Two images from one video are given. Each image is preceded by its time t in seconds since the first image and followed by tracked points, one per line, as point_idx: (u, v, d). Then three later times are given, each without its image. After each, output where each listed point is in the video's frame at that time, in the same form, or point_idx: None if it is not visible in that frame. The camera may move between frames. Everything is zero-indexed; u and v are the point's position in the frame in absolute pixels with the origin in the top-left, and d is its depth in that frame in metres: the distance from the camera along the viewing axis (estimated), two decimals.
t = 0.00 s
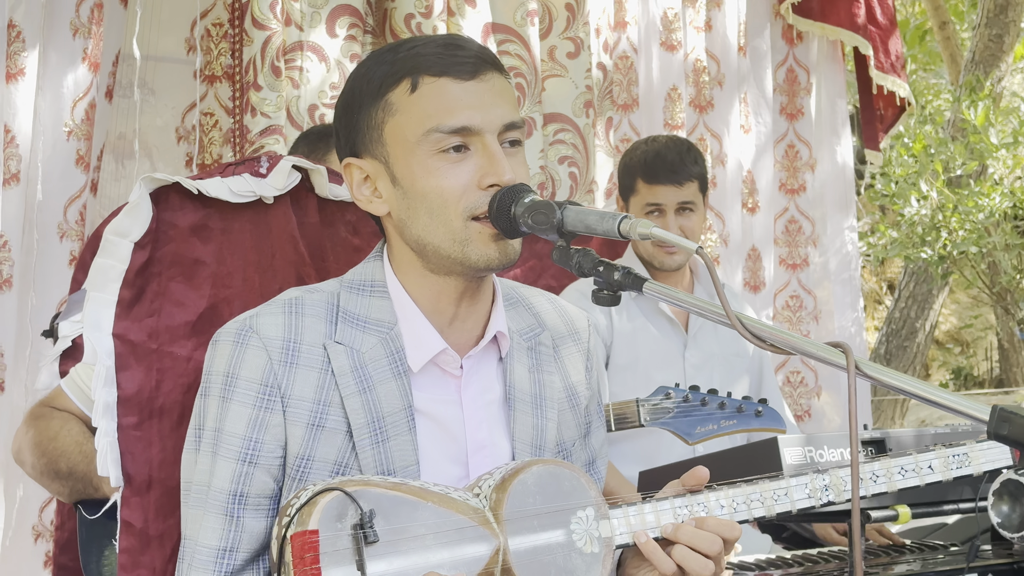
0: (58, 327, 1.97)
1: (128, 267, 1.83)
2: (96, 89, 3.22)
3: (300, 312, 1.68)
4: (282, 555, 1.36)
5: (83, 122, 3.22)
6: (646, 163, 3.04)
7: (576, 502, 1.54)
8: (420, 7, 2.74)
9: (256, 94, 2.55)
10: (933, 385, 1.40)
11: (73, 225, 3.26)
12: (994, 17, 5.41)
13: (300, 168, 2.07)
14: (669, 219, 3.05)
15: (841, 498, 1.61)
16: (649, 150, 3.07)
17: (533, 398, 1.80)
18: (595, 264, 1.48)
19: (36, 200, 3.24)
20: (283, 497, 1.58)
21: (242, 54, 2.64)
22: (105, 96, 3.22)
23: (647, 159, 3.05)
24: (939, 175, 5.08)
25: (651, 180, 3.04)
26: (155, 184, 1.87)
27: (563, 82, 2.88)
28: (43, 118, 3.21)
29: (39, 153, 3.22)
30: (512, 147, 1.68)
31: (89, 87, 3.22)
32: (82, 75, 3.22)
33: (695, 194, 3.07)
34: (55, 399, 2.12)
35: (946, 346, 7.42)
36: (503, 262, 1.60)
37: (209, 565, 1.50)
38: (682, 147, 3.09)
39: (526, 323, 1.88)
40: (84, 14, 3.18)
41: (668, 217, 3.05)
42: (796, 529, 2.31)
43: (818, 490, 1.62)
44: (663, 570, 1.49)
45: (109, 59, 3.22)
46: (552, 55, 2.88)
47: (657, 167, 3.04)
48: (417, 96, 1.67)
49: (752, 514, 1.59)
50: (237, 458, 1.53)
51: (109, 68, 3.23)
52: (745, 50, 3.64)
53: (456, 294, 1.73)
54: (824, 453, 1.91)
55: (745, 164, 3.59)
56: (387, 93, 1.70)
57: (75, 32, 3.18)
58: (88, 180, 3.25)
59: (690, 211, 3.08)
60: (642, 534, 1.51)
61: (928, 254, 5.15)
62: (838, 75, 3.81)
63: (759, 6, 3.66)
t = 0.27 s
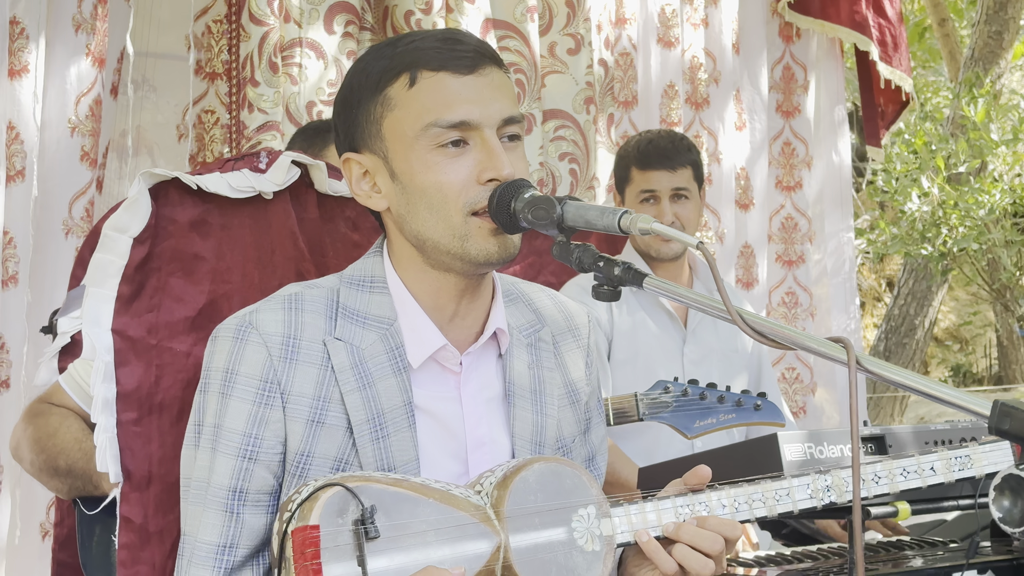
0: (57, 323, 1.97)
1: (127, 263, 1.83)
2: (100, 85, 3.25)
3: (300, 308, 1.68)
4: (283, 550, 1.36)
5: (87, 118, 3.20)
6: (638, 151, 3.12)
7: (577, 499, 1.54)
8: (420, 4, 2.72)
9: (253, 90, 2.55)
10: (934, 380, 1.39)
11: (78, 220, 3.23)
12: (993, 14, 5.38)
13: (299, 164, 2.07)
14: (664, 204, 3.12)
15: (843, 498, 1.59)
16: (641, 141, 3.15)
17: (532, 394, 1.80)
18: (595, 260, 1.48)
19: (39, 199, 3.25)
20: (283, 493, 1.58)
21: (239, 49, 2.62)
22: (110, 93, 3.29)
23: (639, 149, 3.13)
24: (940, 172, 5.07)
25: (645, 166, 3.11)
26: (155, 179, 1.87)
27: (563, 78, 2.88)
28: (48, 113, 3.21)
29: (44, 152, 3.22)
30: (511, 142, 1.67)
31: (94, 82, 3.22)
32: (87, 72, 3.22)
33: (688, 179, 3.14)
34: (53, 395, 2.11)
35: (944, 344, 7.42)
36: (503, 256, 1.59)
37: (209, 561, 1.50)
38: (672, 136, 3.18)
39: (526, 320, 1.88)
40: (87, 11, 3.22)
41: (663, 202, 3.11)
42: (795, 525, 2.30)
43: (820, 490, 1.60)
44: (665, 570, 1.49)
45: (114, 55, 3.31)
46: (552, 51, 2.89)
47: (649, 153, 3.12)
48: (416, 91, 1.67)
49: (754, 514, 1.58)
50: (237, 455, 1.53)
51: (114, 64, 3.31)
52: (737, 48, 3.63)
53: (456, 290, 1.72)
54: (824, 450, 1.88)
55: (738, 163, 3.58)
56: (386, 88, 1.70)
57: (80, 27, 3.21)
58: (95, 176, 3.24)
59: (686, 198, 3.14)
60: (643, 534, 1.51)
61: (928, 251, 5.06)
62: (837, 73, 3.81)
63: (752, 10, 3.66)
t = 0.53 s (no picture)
0: (54, 320, 1.96)
1: (125, 260, 1.83)
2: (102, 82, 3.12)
3: (297, 305, 1.68)
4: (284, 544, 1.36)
5: (88, 116, 3.11)
6: (649, 151, 3.04)
7: (577, 501, 1.54)
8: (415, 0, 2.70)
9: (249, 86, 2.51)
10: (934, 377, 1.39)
11: (78, 218, 3.14)
12: (992, 10, 5.40)
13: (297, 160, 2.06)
14: (672, 205, 3.02)
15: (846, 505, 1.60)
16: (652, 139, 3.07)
17: (530, 392, 1.80)
18: (593, 256, 1.48)
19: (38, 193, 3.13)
20: (280, 491, 1.57)
21: (235, 45, 2.60)
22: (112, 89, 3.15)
23: (650, 148, 3.05)
24: (938, 168, 5.08)
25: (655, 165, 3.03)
26: (152, 176, 1.86)
27: (561, 75, 2.87)
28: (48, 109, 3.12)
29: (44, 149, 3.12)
30: (509, 138, 1.67)
31: (96, 78, 3.11)
32: (89, 68, 3.11)
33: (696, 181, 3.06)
34: (49, 394, 2.10)
35: (943, 340, 7.44)
36: (501, 252, 1.59)
37: (206, 559, 1.50)
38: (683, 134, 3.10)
39: (523, 317, 1.87)
40: (87, 7, 3.10)
41: (671, 203, 3.02)
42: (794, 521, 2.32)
43: (823, 497, 1.61)
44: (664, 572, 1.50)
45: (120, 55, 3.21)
46: (550, 48, 2.88)
47: (660, 152, 3.04)
48: (413, 87, 1.66)
49: (755, 520, 1.58)
50: (234, 452, 1.53)
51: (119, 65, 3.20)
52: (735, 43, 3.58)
53: (454, 287, 1.72)
54: (824, 447, 1.81)
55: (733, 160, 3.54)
56: (383, 85, 1.70)
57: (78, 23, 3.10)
58: (97, 173, 3.15)
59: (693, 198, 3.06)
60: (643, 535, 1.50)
61: (927, 248, 5.09)
62: (843, 71, 3.79)
63: (749, 13, 3.63)
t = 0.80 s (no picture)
0: (55, 320, 1.96)
1: (126, 260, 1.83)
2: (105, 82, 3.02)
3: (299, 305, 1.67)
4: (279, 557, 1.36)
5: (89, 116, 3.02)
6: (676, 170, 3.00)
7: (571, 490, 1.54)
8: None
9: (249, 85, 2.51)
10: (934, 374, 1.39)
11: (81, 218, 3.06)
12: (990, 9, 5.43)
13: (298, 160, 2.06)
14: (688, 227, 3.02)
15: (837, 465, 1.61)
16: (681, 157, 3.02)
17: (532, 391, 1.80)
18: (595, 255, 1.48)
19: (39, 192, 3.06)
20: (282, 491, 1.58)
21: (235, 44, 2.59)
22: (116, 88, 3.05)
23: (680, 166, 3.00)
24: (937, 166, 5.09)
25: (681, 188, 3.00)
26: (153, 176, 1.87)
27: (559, 74, 2.87)
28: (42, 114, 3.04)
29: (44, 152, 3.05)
30: (513, 139, 1.67)
31: (96, 79, 3.01)
32: (89, 70, 3.01)
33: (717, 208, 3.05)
34: (50, 394, 2.10)
35: (942, 339, 7.44)
36: (503, 252, 1.59)
37: (208, 560, 1.50)
38: (708, 153, 3.07)
39: (526, 316, 1.87)
40: (86, 7, 3.01)
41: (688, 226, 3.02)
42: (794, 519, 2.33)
43: (812, 458, 1.62)
44: (665, 552, 1.50)
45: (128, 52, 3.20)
46: (548, 48, 2.87)
47: (687, 173, 3.00)
48: (417, 88, 1.67)
49: (748, 488, 1.59)
50: (236, 453, 1.53)
51: (127, 62, 3.21)
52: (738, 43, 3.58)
53: (457, 288, 1.72)
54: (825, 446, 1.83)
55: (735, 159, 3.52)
56: (386, 85, 1.70)
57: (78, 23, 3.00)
58: (100, 173, 3.06)
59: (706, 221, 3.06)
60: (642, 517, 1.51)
61: (926, 246, 5.13)
62: (840, 68, 3.80)
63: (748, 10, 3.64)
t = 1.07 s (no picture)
0: (58, 321, 1.97)
1: (129, 260, 1.83)
2: (109, 83, 2.93)
3: (302, 304, 1.68)
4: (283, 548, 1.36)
5: (93, 117, 2.94)
6: (683, 176, 3.00)
7: (574, 486, 1.54)
8: None
9: (252, 84, 2.54)
10: (935, 373, 1.40)
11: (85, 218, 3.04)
12: (990, 7, 5.44)
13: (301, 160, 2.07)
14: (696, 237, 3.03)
15: (842, 474, 1.61)
16: (688, 163, 3.01)
17: (534, 390, 1.80)
18: (598, 255, 1.48)
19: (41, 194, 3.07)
20: (285, 489, 1.58)
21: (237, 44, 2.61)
22: (121, 89, 2.96)
23: (686, 173, 3.00)
24: (938, 164, 5.09)
25: (687, 195, 3.00)
26: (155, 176, 1.87)
27: (559, 74, 2.87)
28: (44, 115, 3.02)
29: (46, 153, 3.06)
30: (515, 138, 1.68)
31: (100, 80, 2.92)
32: (89, 70, 2.93)
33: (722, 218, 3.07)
34: (53, 395, 2.11)
35: (943, 337, 7.44)
36: (506, 252, 1.59)
37: (212, 558, 1.51)
38: (717, 157, 3.05)
39: (528, 316, 1.88)
40: (88, 9, 2.91)
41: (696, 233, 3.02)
42: (795, 519, 2.33)
43: (818, 465, 1.61)
44: (662, 552, 1.50)
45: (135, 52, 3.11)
46: (548, 47, 2.88)
47: (693, 179, 3.00)
48: (420, 88, 1.67)
49: (752, 493, 1.58)
50: (239, 451, 1.53)
51: (133, 63, 3.10)
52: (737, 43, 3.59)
53: (460, 287, 1.73)
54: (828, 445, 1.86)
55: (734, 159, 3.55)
56: (389, 85, 1.70)
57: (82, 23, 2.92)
58: (104, 173, 3.00)
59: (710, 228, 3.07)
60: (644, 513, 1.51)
61: (927, 245, 5.14)
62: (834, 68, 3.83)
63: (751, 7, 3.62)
